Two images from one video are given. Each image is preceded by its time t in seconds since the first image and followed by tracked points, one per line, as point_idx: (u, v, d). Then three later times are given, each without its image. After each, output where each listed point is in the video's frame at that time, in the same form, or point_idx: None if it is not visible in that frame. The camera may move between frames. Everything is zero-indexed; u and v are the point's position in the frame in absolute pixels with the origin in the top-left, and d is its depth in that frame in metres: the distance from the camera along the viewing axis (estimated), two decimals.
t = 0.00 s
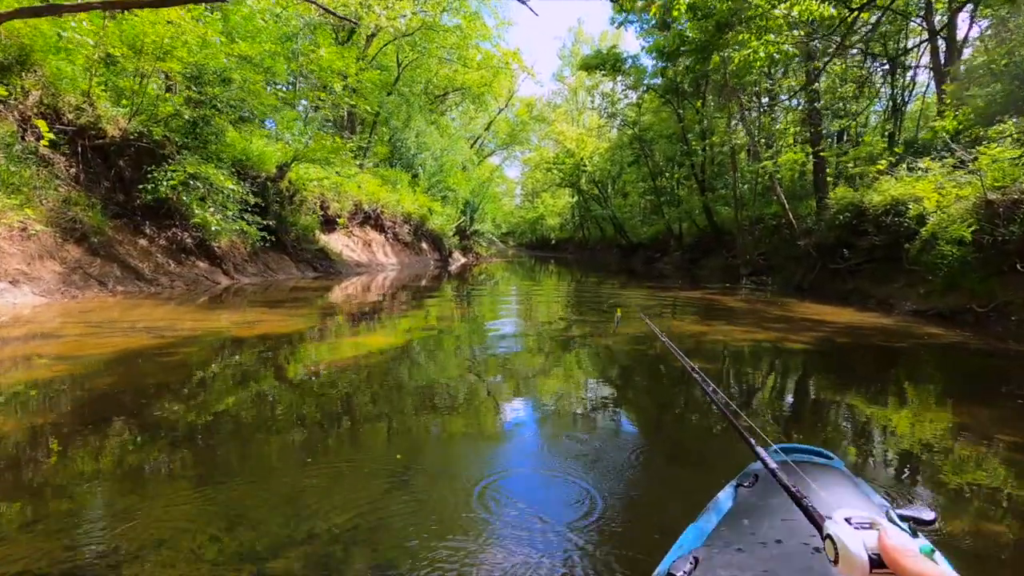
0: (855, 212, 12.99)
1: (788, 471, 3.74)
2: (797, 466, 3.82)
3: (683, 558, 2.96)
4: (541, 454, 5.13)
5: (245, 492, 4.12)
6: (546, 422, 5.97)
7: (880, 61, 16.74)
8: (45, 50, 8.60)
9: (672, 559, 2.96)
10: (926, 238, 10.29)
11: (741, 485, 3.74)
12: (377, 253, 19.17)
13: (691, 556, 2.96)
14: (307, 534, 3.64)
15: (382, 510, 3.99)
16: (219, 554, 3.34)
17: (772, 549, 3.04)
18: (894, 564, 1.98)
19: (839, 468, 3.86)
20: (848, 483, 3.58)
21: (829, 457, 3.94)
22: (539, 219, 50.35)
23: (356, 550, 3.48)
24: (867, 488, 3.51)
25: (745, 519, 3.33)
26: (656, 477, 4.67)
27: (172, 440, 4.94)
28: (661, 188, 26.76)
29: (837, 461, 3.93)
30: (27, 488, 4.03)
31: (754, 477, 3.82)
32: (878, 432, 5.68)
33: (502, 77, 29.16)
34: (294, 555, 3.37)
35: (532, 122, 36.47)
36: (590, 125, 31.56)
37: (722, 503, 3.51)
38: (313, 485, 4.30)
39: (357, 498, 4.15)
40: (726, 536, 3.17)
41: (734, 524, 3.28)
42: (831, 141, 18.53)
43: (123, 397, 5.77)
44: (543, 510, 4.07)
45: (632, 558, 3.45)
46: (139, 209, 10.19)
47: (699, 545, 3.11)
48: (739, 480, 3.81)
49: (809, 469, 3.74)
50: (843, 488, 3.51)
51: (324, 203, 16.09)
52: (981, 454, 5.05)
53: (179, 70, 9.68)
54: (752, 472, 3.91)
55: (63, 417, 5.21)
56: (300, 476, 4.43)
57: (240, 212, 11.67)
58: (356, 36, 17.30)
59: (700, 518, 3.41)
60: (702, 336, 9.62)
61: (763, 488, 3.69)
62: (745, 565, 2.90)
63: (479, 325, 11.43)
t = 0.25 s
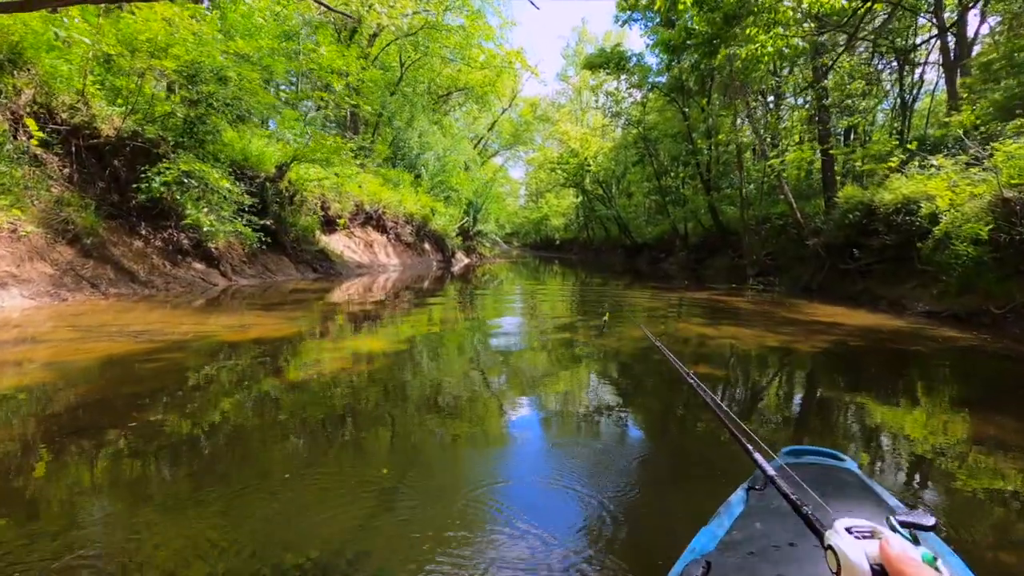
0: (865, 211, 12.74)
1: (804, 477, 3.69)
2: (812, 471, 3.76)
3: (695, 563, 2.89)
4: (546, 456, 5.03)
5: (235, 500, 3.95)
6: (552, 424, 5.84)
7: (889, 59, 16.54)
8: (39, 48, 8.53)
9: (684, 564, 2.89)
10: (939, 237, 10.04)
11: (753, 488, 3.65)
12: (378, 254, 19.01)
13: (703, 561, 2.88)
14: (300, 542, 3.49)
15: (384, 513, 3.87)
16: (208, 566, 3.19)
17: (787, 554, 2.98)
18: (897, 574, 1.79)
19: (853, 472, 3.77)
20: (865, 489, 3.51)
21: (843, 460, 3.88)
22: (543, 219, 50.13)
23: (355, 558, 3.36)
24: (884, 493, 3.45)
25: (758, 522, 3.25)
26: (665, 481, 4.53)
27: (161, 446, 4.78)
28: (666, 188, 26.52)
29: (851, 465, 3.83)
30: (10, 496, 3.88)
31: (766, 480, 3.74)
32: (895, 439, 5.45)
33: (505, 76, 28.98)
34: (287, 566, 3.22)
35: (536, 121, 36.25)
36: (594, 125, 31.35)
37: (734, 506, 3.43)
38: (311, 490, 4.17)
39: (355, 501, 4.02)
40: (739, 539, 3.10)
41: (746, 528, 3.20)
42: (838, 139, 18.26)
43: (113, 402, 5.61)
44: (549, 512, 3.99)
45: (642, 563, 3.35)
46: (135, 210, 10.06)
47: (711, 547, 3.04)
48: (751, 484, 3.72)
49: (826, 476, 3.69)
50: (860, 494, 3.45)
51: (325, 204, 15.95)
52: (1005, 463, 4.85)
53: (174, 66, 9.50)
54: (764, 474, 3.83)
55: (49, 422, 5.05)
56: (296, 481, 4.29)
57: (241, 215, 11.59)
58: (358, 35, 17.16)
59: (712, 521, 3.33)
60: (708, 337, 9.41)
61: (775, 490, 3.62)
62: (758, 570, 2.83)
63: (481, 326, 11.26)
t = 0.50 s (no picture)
0: (874, 211, 12.50)
1: (809, 480, 3.60)
2: (818, 475, 3.67)
3: (700, 565, 2.80)
4: (545, 457, 4.89)
5: (224, 506, 3.81)
6: (555, 427, 5.68)
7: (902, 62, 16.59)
8: (32, 47, 8.40)
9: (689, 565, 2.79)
10: (950, 237, 9.85)
11: (757, 490, 3.54)
12: (380, 255, 18.90)
13: (708, 563, 2.79)
14: (284, 550, 3.32)
15: (383, 515, 3.75)
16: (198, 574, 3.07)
17: (791, 556, 2.89)
18: None
19: (857, 476, 3.69)
20: (869, 492, 3.44)
21: (848, 465, 3.81)
22: (546, 220, 49.97)
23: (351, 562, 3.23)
24: (890, 497, 3.38)
25: (762, 523, 3.15)
26: (671, 484, 4.37)
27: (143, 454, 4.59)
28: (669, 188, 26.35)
29: (855, 469, 3.75)
30: None
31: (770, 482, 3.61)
32: (907, 443, 5.27)
33: (508, 77, 28.87)
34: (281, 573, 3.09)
35: (540, 123, 36.11)
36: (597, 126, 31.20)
37: (738, 507, 3.32)
38: (306, 494, 4.02)
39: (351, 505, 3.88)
40: (742, 541, 3.00)
41: (750, 530, 3.10)
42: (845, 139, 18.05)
43: (104, 405, 5.48)
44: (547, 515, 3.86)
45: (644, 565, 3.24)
46: (130, 211, 9.99)
47: (715, 549, 2.94)
48: (755, 484, 3.62)
49: (832, 481, 3.60)
50: (864, 497, 3.38)
51: (326, 205, 15.86)
52: None
53: (171, 65, 9.39)
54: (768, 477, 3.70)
55: (31, 428, 4.90)
56: (288, 485, 4.14)
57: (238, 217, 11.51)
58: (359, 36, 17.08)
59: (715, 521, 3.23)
60: (714, 339, 9.25)
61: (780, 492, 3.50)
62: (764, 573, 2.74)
63: (483, 327, 11.12)
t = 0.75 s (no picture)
0: (877, 214, 12.30)
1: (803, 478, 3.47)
2: (812, 473, 3.55)
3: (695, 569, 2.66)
4: (543, 461, 4.78)
5: (207, 512, 3.65)
6: (557, 430, 5.57)
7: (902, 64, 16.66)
8: (18, 45, 8.18)
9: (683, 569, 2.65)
10: (956, 240, 9.67)
11: (752, 489, 3.41)
12: (377, 258, 18.73)
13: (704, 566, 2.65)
14: (262, 561, 3.14)
15: (372, 520, 3.62)
16: None
17: (787, 558, 2.77)
18: None
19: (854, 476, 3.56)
20: (864, 492, 3.33)
21: (843, 465, 3.68)
22: (547, 223, 49.79)
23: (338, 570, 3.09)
24: (885, 497, 3.27)
25: (758, 526, 3.03)
26: (676, 490, 4.24)
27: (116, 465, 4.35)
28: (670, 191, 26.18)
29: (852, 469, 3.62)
30: None
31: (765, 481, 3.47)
32: (915, 450, 5.08)
33: (508, 80, 28.75)
34: None
35: (540, 125, 35.98)
36: (598, 128, 31.07)
37: (734, 508, 3.19)
38: (297, 498, 3.89)
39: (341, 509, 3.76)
40: (739, 545, 2.87)
41: (746, 532, 2.97)
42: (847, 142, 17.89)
43: (87, 410, 5.32)
44: (543, 521, 3.74)
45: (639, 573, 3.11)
46: (120, 213, 9.87)
47: (711, 552, 2.81)
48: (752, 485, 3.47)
49: (830, 480, 3.47)
50: (858, 497, 3.27)
51: (323, 207, 15.71)
52: None
53: (162, 65, 9.26)
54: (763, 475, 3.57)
55: (5, 435, 4.71)
56: (276, 489, 4.01)
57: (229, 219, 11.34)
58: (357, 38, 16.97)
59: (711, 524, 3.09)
60: (715, 343, 9.08)
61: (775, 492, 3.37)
62: None
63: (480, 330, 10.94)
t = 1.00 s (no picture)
0: (878, 217, 12.18)
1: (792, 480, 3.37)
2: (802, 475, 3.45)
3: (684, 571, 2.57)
4: (536, 464, 4.69)
5: (196, 525, 3.52)
6: (553, 431, 5.53)
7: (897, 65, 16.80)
8: (4, 44, 8.02)
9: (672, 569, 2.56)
10: (958, 244, 9.56)
11: (742, 491, 3.31)
12: (374, 261, 18.58)
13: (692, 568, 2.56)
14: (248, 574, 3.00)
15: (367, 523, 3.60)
16: None
17: (775, 559, 2.67)
18: None
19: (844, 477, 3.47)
20: (851, 491, 3.22)
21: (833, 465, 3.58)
22: (546, 226, 49.68)
23: None
24: (872, 496, 3.16)
25: (747, 527, 2.93)
26: (674, 493, 4.18)
27: (89, 476, 4.14)
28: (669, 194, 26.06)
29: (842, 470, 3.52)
30: None
31: (755, 483, 3.38)
32: (918, 457, 4.94)
33: (506, 82, 28.67)
34: None
35: (539, 128, 35.86)
36: (596, 132, 31.00)
37: (722, 510, 3.09)
38: (288, 508, 3.78)
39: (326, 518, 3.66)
40: (727, 545, 2.77)
41: (735, 532, 2.87)
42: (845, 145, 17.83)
43: (70, 416, 5.17)
44: (534, 528, 3.64)
45: None
46: (108, 214, 9.74)
47: (700, 553, 2.72)
48: (740, 486, 3.37)
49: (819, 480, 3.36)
50: (846, 496, 3.15)
51: (317, 209, 15.54)
52: None
53: (152, 64, 9.16)
54: (752, 477, 3.47)
55: None
56: (266, 497, 3.92)
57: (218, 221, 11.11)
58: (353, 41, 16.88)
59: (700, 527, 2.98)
60: (714, 348, 8.95)
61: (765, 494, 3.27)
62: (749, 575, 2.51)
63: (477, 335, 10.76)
